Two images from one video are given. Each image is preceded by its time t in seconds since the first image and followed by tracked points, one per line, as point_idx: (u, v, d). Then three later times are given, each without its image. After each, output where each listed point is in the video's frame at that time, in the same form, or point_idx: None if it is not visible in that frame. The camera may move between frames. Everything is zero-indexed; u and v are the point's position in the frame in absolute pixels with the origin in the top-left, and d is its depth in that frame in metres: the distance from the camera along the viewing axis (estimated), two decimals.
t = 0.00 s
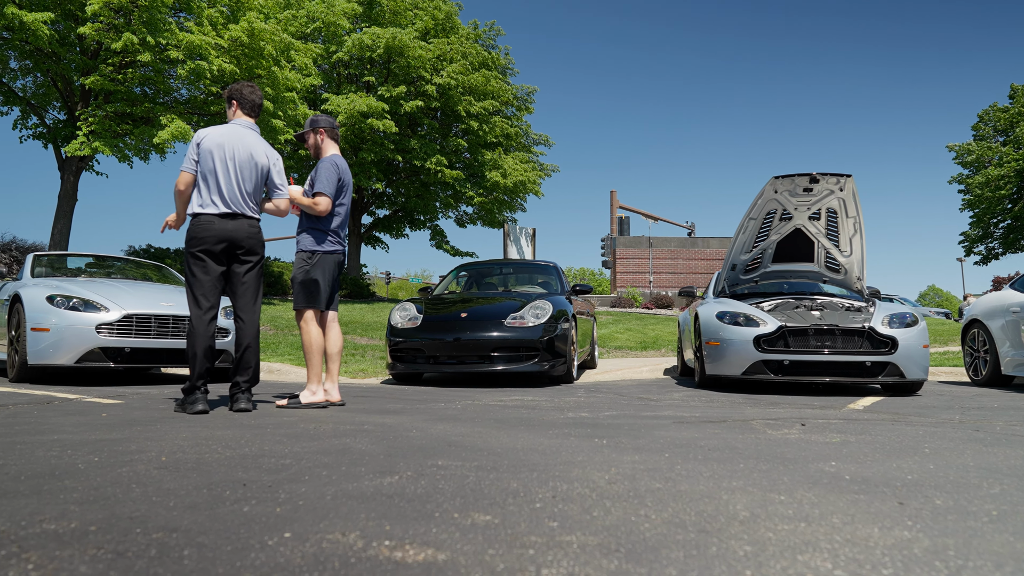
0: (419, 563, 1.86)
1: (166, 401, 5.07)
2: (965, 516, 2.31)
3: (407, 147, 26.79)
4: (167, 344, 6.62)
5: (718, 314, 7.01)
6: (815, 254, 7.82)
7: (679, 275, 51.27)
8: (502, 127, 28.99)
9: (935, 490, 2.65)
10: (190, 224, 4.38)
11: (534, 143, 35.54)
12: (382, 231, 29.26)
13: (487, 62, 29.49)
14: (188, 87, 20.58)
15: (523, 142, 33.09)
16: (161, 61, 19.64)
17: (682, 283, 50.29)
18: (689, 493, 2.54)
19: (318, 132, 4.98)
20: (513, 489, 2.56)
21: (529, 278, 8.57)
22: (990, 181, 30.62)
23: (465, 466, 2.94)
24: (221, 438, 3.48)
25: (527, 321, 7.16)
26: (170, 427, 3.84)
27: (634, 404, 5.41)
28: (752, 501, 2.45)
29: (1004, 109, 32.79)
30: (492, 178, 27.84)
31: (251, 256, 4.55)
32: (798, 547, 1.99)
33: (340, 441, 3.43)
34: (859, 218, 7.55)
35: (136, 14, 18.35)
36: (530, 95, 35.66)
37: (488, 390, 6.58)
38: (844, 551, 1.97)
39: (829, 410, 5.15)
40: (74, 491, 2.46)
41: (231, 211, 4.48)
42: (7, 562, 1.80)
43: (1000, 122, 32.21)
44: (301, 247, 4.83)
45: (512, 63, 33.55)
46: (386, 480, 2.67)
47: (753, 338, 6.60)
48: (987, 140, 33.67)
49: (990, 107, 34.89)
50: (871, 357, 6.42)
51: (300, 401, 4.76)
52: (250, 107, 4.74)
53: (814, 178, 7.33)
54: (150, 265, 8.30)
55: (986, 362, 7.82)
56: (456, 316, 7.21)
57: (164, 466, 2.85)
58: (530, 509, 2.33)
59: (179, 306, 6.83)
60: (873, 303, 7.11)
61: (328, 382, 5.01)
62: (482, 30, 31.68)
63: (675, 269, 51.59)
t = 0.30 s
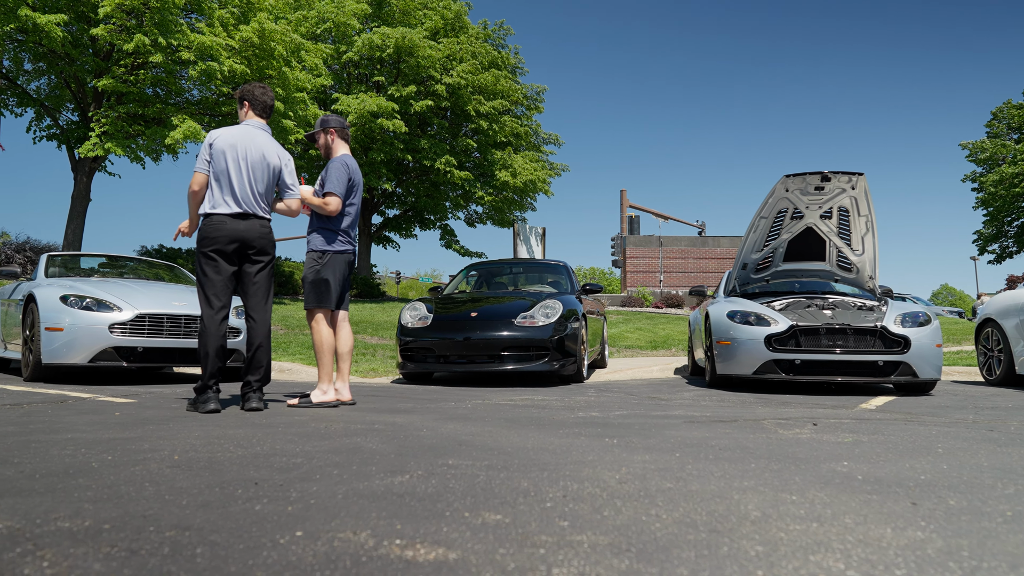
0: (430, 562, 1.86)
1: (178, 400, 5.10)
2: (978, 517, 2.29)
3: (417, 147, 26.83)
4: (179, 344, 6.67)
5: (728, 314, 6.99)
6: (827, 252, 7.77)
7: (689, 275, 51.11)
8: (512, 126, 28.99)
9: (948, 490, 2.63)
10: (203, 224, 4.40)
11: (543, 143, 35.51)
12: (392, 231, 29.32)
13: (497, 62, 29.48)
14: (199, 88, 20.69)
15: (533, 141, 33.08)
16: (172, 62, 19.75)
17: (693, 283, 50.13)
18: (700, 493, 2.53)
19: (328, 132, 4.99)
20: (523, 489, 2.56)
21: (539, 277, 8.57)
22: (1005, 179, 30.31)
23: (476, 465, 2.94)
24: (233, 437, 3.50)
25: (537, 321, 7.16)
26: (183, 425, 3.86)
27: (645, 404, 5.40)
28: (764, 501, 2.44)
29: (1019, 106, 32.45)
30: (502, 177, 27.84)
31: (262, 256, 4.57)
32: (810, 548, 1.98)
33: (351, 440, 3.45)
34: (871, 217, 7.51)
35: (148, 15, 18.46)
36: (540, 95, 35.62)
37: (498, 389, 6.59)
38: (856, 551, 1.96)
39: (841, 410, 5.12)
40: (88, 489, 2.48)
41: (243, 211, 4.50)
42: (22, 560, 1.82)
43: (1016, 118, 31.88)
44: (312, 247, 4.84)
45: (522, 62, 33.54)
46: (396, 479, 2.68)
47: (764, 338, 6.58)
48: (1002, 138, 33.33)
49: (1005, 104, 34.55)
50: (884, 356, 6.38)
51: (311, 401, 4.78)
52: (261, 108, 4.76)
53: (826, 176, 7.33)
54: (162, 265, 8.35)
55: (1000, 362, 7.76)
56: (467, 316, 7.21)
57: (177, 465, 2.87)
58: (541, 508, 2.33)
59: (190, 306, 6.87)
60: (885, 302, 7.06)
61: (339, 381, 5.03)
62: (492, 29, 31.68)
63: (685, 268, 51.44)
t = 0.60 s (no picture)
0: (441, 561, 1.86)
1: (190, 399, 5.14)
2: (992, 518, 2.27)
3: (426, 147, 26.87)
4: (191, 343, 6.71)
5: (739, 312, 6.96)
6: (838, 251, 7.73)
7: (699, 274, 50.93)
8: (522, 126, 29.00)
9: (963, 490, 2.62)
10: (214, 224, 4.43)
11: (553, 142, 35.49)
12: (402, 231, 29.37)
13: (507, 61, 29.48)
14: (210, 89, 20.79)
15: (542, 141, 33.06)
16: (184, 63, 19.87)
17: (703, 282, 49.96)
18: (710, 493, 2.52)
19: (338, 132, 5.00)
20: (534, 488, 2.56)
21: (549, 276, 8.57)
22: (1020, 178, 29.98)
23: (486, 464, 2.94)
24: (245, 436, 3.52)
25: (547, 320, 7.15)
26: (195, 424, 3.89)
27: (656, 403, 5.39)
28: (775, 501, 2.43)
29: None
30: (512, 176, 27.84)
31: (274, 256, 4.59)
32: (822, 548, 1.97)
33: (362, 439, 3.46)
34: (883, 215, 7.45)
35: (159, 17, 18.58)
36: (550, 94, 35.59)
37: (508, 388, 6.59)
38: (868, 552, 1.95)
39: (853, 409, 5.09)
40: (101, 488, 2.49)
41: (254, 211, 4.52)
42: (37, 557, 1.83)
43: None
44: (322, 246, 4.87)
45: (532, 61, 33.52)
46: (407, 478, 2.68)
47: (775, 337, 6.55)
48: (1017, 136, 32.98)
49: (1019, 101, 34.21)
50: (896, 355, 6.34)
51: (321, 400, 4.79)
52: (272, 108, 4.78)
53: (837, 175, 7.29)
54: (174, 264, 8.39)
55: (1015, 361, 7.69)
56: (477, 315, 7.22)
57: (189, 464, 2.89)
58: (551, 508, 2.32)
59: (202, 305, 6.90)
60: (898, 301, 7.02)
61: (350, 380, 5.05)
62: (501, 28, 31.67)
63: (695, 267, 51.28)
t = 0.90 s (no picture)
0: (453, 560, 1.87)
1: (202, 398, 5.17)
2: (1007, 518, 2.25)
3: (436, 146, 26.92)
4: (203, 342, 6.75)
5: (751, 312, 6.93)
6: (851, 250, 7.67)
7: (710, 273, 50.74)
8: (532, 126, 28.99)
9: (977, 490, 2.60)
10: (226, 224, 4.45)
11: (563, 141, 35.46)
12: (412, 231, 29.42)
13: (517, 61, 29.46)
14: (222, 89, 20.88)
15: (553, 140, 33.04)
16: (196, 64, 19.98)
17: (714, 281, 49.78)
18: (722, 493, 2.51)
19: (349, 132, 5.02)
20: (545, 488, 2.56)
21: (560, 275, 8.57)
22: None
23: (496, 464, 2.95)
24: (256, 435, 3.54)
25: (558, 319, 7.15)
26: (207, 424, 3.90)
27: (667, 403, 5.38)
28: (788, 501, 2.42)
29: None
30: (522, 175, 27.82)
31: (285, 256, 4.61)
32: (834, 548, 1.96)
33: (373, 438, 3.48)
34: (896, 214, 7.42)
35: (171, 18, 18.70)
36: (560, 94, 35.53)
37: (519, 388, 6.60)
38: (882, 552, 1.93)
39: (865, 409, 5.06)
40: (115, 486, 2.52)
41: (265, 211, 4.54)
42: (53, 555, 1.85)
43: None
44: (332, 246, 4.88)
45: (542, 61, 33.50)
46: (417, 477, 2.69)
47: (787, 336, 6.52)
48: None
49: None
50: (909, 354, 6.30)
51: (332, 399, 4.81)
52: (282, 108, 4.80)
53: (850, 173, 7.32)
54: (186, 264, 8.44)
55: None
56: (487, 314, 7.22)
57: (202, 462, 2.91)
58: (561, 507, 2.32)
59: (214, 305, 6.94)
60: (911, 300, 6.96)
61: (361, 379, 5.06)
62: (511, 28, 31.66)
63: (706, 267, 51.09)
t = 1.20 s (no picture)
0: (463, 559, 1.87)
1: (212, 397, 5.20)
2: (1020, 519, 2.24)
3: (445, 146, 26.96)
4: (213, 342, 6.79)
5: (760, 311, 6.91)
6: (861, 248, 7.63)
7: (719, 272, 50.56)
8: (541, 125, 28.99)
9: (989, 491, 2.58)
10: (236, 224, 4.47)
11: (572, 140, 35.42)
12: (421, 230, 29.45)
13: (525, 60, 29.46)
14: (231, 90, 20.97)
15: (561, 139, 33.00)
16: (206, 65, 20.06)
17: (724, 280, 49.61)
18: (732, 493, 2.50)
19: (358, 132, 5.03)
20: (554, 487, 2.56)
21: (569, 275, 8.56)
22: None
23: (506, 463, 2.95)
24: (267, 434, 3.55)
25: (566, 319, 7.15)
26: (218, 423, 3.92)
27: (676, 402, 5.36)
28: (798, 501, 2.41)
29: None
30: (530, 175, 27.80)
31: (294, 256, 4.63)
32: (845, 548, 1.95)
33: (383, 437, 3.49)
34: (907, 212, 7.40)
35: (181, 19, 18.79)
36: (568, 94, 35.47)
37: (528, 388, 6.59)
38: (893, 553, 1.92)
39: (876, 409, 5.03)
40: (127, 485, 2.53)
41: (275, 211, 4.56)
42: (66, 552, 1.86)
43: None
44: (342, 246, 4.89)
45: (550, 60, 33.48)
46: (427, 476, 2.69)
47: (797, 336, 6.49)
48: None
49: None
50: (921, 354, 6.26)
51: (342, 398, 4.82)
52: (291, 108, 4.81)
53: (860, 171, 7.29)
54: (197, 264, 8.48)
55: None
56: (496, 313, 7.22)
57: (212, 461, 2.92)
58: (571, 507, 2.32)
59: (224, 304, 6.97)
60: (922, 299, 6.93)
61: (370, 378, 5.07)
62: (519, 27, 31.65)
63: (715, 266, 50.91)
